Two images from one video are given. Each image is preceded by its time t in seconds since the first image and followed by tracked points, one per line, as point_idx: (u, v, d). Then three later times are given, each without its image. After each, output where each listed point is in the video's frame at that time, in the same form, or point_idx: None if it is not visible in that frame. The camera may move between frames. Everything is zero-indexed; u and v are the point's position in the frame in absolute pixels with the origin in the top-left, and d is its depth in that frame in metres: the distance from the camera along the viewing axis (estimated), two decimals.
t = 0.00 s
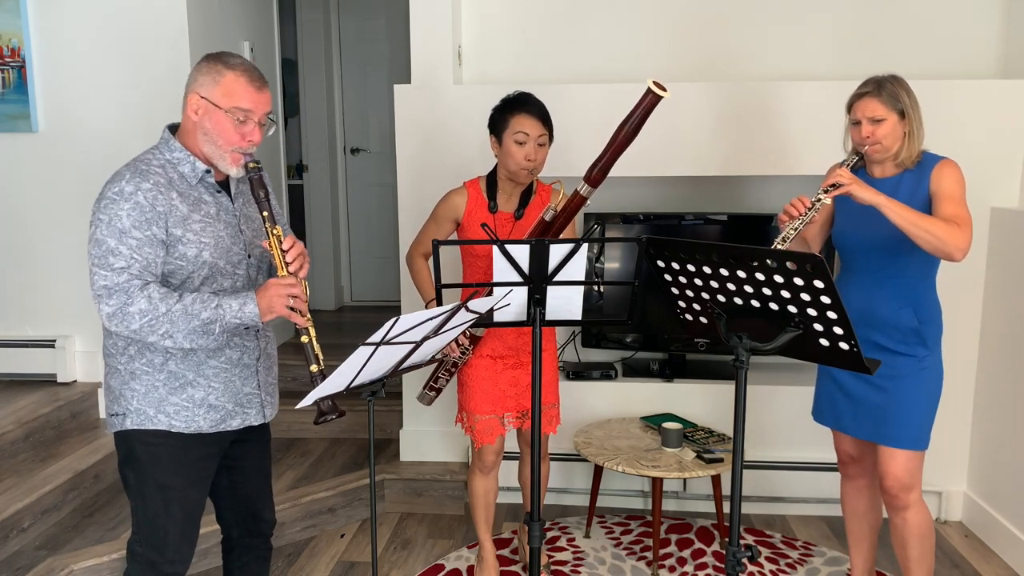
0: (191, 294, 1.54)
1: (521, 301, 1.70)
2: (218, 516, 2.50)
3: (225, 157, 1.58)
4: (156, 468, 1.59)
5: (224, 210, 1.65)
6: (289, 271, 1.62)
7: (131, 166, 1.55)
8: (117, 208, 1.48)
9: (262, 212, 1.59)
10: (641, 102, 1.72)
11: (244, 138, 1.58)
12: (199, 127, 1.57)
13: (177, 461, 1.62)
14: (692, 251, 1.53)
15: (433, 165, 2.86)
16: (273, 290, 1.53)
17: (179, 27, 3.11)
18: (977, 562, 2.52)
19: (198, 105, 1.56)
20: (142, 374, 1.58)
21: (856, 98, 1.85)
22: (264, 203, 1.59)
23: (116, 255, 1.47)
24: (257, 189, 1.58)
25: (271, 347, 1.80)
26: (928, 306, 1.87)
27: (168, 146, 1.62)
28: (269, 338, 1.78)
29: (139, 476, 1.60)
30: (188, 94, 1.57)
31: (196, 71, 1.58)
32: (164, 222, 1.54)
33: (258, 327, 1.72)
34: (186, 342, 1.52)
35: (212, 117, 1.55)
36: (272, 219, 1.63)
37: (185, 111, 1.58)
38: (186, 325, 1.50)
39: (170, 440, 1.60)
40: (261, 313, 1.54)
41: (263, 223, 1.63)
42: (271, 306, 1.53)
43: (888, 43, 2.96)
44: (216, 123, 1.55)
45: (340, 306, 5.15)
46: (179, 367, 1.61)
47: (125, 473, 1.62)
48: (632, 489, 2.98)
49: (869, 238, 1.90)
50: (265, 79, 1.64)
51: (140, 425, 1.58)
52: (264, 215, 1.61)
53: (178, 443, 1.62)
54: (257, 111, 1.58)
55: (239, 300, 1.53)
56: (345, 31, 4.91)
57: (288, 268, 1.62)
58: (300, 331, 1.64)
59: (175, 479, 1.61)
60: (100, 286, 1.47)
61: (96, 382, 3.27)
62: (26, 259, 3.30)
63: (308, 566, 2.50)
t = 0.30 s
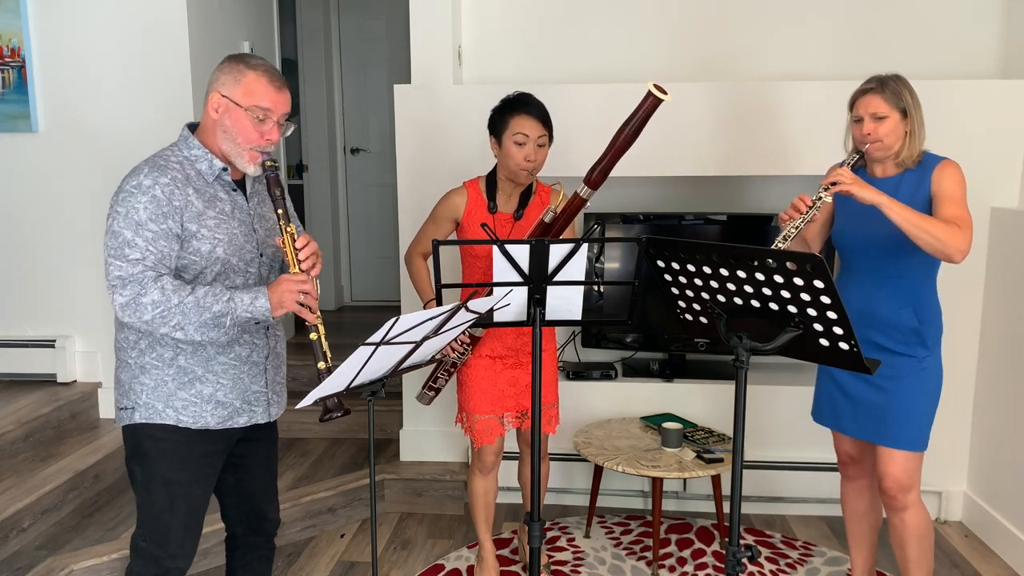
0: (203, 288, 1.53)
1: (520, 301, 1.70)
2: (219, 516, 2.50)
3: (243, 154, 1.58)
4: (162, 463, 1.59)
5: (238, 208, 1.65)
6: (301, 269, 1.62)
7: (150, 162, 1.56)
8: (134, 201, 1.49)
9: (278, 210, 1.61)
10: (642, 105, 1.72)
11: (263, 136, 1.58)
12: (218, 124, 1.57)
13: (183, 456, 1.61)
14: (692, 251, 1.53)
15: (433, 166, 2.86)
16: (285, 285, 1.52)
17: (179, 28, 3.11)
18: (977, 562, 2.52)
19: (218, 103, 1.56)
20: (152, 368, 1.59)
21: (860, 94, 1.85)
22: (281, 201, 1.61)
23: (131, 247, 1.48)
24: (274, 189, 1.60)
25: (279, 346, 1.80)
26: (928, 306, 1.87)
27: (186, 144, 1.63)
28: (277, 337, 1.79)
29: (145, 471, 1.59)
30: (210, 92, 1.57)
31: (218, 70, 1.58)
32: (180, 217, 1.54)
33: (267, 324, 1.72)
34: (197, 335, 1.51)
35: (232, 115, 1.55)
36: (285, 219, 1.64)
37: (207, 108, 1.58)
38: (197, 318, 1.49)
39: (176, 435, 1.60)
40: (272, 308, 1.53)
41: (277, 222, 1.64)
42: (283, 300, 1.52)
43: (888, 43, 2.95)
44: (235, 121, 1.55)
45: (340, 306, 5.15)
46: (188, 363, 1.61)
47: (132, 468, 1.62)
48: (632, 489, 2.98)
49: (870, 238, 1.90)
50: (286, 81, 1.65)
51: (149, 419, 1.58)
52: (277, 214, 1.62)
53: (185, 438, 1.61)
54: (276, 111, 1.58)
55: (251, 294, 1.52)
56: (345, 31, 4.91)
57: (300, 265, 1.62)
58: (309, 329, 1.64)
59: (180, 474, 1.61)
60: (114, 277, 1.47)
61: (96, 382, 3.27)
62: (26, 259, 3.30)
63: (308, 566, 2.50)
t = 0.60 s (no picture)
0: (206, 290, 1.54)
1: (520, 301, 1.70)
2: (219, 516, 2.50)
3: (247, 158, 1.58)
4: (170, 462, 1.59)
5: (245, 210, 1.65)
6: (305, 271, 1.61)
7: (158, 165, 1.57)
8: (140, 204, 1.49)
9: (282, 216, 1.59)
10: (644, 106, 1.72)
11: (266, 141, 1.57)
12: (224, 128, 1.58)
13: (192, 455, 1.61)
14: (692, 251, 1.53)
15: (433, 166, 2.86)
16: (285, 290, 1.51)
17: (179, 28, 3.11)
18: (977, 562, 2.52)
19: (224, 107, 1.56)
20: (161, 368, 1.59)
21: (855, 102, 1.84)
22: (283, 206, 1.58)
23: (136, 250, 1.48)
24: (278, 192, 1.58)
25: (288, 346, 1.80)
26: (929, 308, 1.87)
27: (195, 147, 1.63)
28: (287, 337, 1.79)
29: (154, 468, 1.59)
30: (216, 96, 1.58)
31: (225, 75, 1.59)
32: (185, 220, 1.54)
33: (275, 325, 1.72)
34: (199, 338, 1.51)
35: (236, 119, 1.55)
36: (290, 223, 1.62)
37: (214, 113, 1.59)
38: (198, 321, 1.50)
39: (185, 433, 1.60)
40: (272, 312, 1.53)
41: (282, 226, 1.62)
42: (283, 305, 1.52)
43: (888, 43, 2.95)
44: (240, 125, 1.55)
45: (340, 306, 5.16)
46: (196, 362, 1.61)
47: (142, 465, 1.62)
48: (632, 489, 2.98)
49: (870, 242, 1.90)
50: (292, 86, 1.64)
51: (158, 418, 1.59)
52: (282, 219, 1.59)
53: (192, 437, 1.61)
54: (280, 115, 1.57)
55: (252, 298, 1.52)
56: (345, 31, 4.91)
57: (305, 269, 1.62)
58: (311, 331, 1.62)
59: (188, 473, 1.61)
60: (119, 279, 1.47)
61: (96, 382, 3.27)
62: (27, 259, 3.30)
63: (308, 566, 2.50)
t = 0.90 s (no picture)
0: (209, 286, 1.53)
1: (520, 301, 1.70)
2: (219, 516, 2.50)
3: (255, 156, 1.58)
4: (177, 458, 1.59)
5: (253, 209, 1.64)
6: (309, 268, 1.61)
7: (167, 162, 1.58)
8: (146, 201, 1.50)
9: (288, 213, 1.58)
10: (643, 105, 1.71)
11: (273, 138, 1.57)
12: (232, 127, 1.58)
13: (198, 452, 1.61)
14: (692, 251, 1.53)
15: (433, 166, 2.86)
16: (285, 286, 1.49)
17: (179, 28, 3.11)
18: (977, 562, 2.52)
19: (233, 105, 1.57)
20: (167, 364, 1.60)
21: (849, 113, 1.82)
22: (289, 202, 1.58)
23: (140, 245, 1.49)
24: (284, 189, 1.57)
25: (297, 346, 1.79)
26: (931, 314, 1.88)
27: (204, 146, 1.63)
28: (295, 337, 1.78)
29: (161, 465, 1.60)
30: (226, 95, 1.58)
31: (235, 75, 1.59)
32: (190, 216, 1.54)
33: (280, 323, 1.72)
34: (200, 333, 1.50)
35: (244, 118, 1.56)
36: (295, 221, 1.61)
37: (223, 112, 1.59)
38: (199, 316, 1.49)
39: (190, 430, 1.60)
40: (272, 308, 1.51)
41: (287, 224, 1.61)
42: (283, 301, 1.50)
43: (888, 43, 2.96)
44: (248, 123, 1.56)
45: (340, 306, 5.16)
46: (202, 359, 1.61)
47: (148, 462, 1.62)
48: (632, 489, 2.98)
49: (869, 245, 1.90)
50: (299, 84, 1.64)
51: (163, 414, 1.59)
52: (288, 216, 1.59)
53: (196, 436, 1.61)
54: (287, 113, 1.57)
55: (253, 293, 1.51)
56: (345, 31, 4.91)
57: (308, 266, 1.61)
58: (312, 330, 1.61)
59: (194, 470, 1.61)
60: (124, 273, 1.49)
61: (97, 382, 3.27)
62: (27, 259, 3.31)
63: (308, 566, 2.50)
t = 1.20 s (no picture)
0: (208, 283, 1.53)
1: (520, 301, 1.70)
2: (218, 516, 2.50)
3: (255, 153, 1.58)
4: (185, 456, 1.59)
5: (253, 207, 1.64)
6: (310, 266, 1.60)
7: (168, 162, 1.58)
8: (146, 199, 1.51)
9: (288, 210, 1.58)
10: (642, 100, 1.72)
11: (274, 136, 1.57)
12: (233, 125, 1.58)
13: (206, 449, 1.61)
14: (692, 251, 1.53)
15: (433, 166, 2.86)
16: (284, 282, 1.48)
17: (179, 28, 3.11)
18: (977, 562, 2.52)
19: (233, 103, 1.57)
20: (169, 362, 1.60)
21: (849, 119, 1.81)
22: (289, 200, 1.58)
23: (140, 243, 1.50)
24: (284, 186, 1.58)
25: (300, 346, 1.78)
26: (939, 319, 1.87)
27: (206, 146, 1.63)
28: (298, 337, 1.78)
29: (169, 464, 1.60)
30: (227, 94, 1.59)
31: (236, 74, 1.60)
32: (190, 214, 1.54)
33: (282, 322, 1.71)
34: (199, 330, 1.50)
35: (245, 115, 1.56)
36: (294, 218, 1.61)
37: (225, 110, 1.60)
38: (198, 313, 1.49)
39: (195, 428, 1.60)
40: (270, 305, 1.50)
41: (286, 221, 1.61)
42: (280, 297, 1.48)
43: (888, 43, 2.96)
44: (248, 120, 1.56)
45: (340, 306, 5.16)
46: (204, 357, 1.61)
47: (157, 463, 1.62)
48: (632, 489, 2.98)
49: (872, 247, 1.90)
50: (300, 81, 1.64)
51: (165, 412, 1.59)
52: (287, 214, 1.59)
53: (200, 436, 1.61)
54: (287, 110, 1.57)
55: (250, 291, 1.50)
56: (345, 31, 4.91)
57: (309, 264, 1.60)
58: (311, 327, 1.59)
59: (201, 467, 1.61)
60: (124, 271, 1.49)
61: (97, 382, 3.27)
62: (27, 258, 3.31)
63: (308, 566, 2.50)
